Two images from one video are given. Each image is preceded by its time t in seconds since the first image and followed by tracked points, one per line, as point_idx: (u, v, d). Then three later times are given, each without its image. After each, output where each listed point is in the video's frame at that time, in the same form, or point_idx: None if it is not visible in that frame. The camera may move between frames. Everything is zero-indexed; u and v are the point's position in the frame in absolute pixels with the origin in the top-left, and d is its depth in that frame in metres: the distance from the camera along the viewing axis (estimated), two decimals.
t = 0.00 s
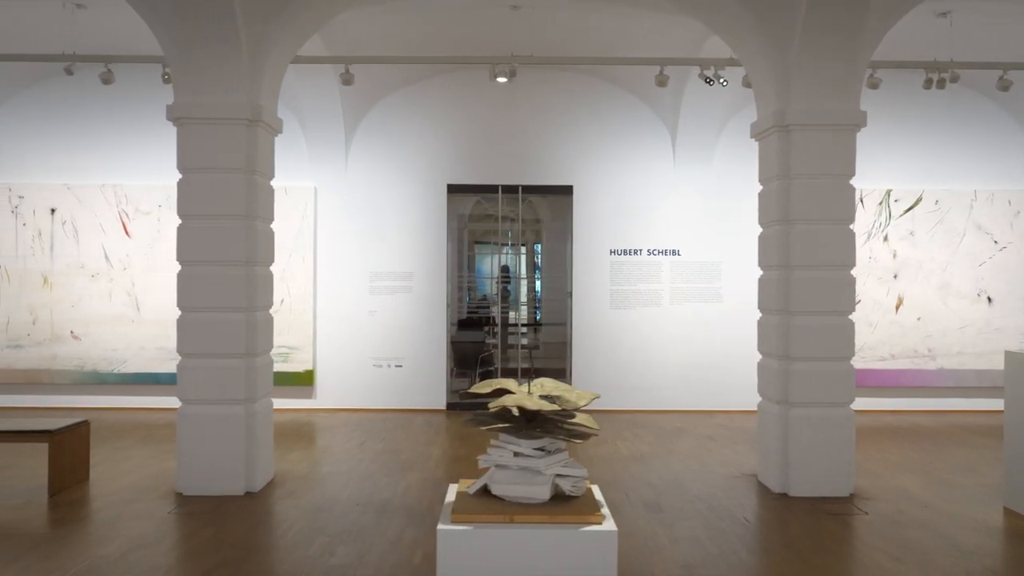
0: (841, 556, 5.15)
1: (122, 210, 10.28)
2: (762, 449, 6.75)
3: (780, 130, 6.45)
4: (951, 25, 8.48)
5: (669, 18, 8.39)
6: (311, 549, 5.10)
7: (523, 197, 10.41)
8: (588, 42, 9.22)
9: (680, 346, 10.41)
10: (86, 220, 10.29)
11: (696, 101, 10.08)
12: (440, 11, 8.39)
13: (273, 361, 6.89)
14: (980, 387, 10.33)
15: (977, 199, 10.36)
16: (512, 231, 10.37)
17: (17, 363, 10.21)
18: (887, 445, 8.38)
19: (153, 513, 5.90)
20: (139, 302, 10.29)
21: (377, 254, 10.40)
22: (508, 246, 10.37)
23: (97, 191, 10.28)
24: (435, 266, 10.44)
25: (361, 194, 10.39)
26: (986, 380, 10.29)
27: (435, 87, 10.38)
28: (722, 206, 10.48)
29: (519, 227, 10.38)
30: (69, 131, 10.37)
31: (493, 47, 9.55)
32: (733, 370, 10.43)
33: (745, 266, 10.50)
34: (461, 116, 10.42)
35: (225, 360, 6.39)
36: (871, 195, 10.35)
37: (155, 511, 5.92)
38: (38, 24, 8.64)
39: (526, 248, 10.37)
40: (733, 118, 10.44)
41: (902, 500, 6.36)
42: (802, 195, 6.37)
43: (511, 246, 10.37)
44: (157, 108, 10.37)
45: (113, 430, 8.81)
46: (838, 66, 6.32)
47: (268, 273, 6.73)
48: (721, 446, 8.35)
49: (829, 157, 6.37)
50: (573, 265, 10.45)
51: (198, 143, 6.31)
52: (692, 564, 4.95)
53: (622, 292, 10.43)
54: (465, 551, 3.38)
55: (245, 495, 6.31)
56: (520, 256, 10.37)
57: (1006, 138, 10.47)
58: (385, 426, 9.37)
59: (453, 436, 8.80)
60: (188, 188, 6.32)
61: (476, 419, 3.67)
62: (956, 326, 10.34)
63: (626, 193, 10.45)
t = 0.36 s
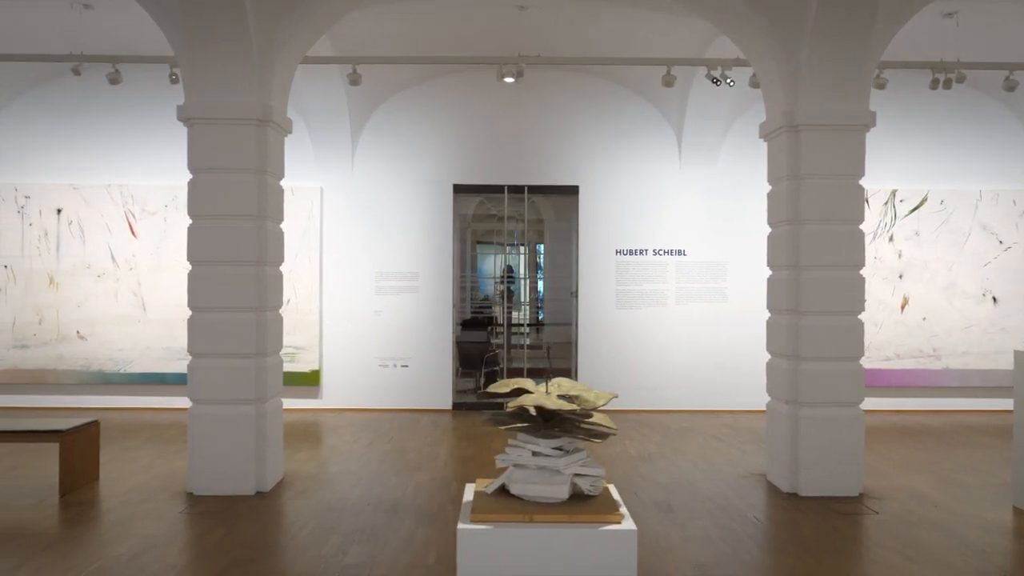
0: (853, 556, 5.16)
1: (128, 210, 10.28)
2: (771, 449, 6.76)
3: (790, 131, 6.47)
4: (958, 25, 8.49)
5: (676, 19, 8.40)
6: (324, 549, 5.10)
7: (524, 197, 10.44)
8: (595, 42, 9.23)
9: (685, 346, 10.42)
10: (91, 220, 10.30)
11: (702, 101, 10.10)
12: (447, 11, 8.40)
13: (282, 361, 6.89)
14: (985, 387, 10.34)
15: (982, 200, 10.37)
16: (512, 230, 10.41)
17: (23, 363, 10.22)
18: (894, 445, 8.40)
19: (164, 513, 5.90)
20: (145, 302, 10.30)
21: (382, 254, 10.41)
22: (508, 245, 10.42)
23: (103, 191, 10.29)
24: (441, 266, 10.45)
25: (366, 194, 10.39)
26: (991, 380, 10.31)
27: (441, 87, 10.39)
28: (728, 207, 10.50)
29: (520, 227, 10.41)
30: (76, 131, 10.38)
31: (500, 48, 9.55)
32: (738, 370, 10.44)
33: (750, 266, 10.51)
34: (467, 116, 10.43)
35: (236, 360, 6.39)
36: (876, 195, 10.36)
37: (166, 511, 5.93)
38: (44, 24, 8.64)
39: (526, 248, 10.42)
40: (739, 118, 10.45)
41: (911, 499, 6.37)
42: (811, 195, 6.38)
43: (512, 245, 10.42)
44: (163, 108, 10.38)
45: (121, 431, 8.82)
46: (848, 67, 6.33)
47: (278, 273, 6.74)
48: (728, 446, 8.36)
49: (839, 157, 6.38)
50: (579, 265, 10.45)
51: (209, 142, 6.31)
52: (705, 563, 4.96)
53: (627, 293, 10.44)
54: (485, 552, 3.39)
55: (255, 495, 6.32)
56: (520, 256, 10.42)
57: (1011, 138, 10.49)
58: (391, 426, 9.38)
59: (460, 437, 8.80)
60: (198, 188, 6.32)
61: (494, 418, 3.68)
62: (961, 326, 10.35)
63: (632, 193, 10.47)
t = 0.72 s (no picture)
0: (865, 556, 5.18)
1: (134, 210, 10.29)
2: (780, 449, 6.78)
3: (799, 132, 6.48)
4: (964, 27, 8.51)
5: (683, 19, 8.41)
6: (337, 549, 5.11)
7: (525, 197, 10.45)
8: (602, 43, 9.24)
9: (691, 346, 10.44)
10: (98, 220, 10.31)
11: (708, 102, 10.11)
12: (455, 12, 8.41)
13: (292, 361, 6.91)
14: (990, 387, 10.36)
15: (988, 200, 10.38)
16: (514, 230, 10.45)
17: (29, 363, 10.23)
18: (901, 445, 8.41)
19: (176, 513, 5.92)
20: (152, 302, 10.31)
21: (389, 254, 10.42)
22: (510, 246, 10.46)
23: (109, 191, 10.30)
24: (447, 266, 10.46)
25: (373, 194, 10.41)
26: (996, 381, 10.33)
27: (448, 87, 10.40)
28: (734, 207, 10.51)
29: (523, 227, 10.44)
30: (83, 131, 10.39)
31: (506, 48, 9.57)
32: (743, 370, 10.46)
33: (756, 267, 10.52)
34: (473, 116, 10.45)
35: (246, 360, 6.41)
36: (882, 195, 10.38)
37: (178, 511, 5.94)
38: (56, 25, 8.64)
39: (530, 248, 10.45)
40: (744, 119, 10.47)
41: (920, 499, 6.39)
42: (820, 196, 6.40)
43: (515, 246, 10.46)
44: (170, 109, 10.39)
45: (128, 431, 8.83)
46: (858, 68, 6.35)
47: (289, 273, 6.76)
48: (735, 446, 8.38)
49: (848, 158, 6.39)
50: (585, 266, 10.47)
51: (220, 143, 6.32)
52: (718, 563, 4.98)
53: (633, 293, 10.46)
54: (505, 551, 3.41)
55: (266, 495, 6.33)
56: (523, 256, 10.46)
57: (1016, 138, 10.51)
58: (398, 426, 9.40)
59: (467, 437, 8.82)
60: (209, 189, 6.33)
61: (513, 418, 3.71)
62: (966, 327, 10.37)
63: (638, 193, 10.48)
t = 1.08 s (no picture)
0: (877, 556, 5.19)
1: (141, 210, 10.31)
2: (789, 449, 6.80)
3: (809, 133, 6.49)
4: (970, 28, 8.52)
5: (691, 20, 8.43)
6: (351, 549, 5.13)
7: (529, 196, 10.46)
8: (609, 44, 9.25)
9: (696, 346, 10.46)
10: (104, 220, 10.32)
11: (714, 102, 10.13)
12: (463, 13, 8.43)
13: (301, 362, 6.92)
14: (995, 387, 10.39)
15: (992, 201, 10.40)
16: (517, 232, 10.44)
17: (36, 363, 10.25)
18: (908, 445, 8.43)
19: (188, 513, 5.93)
20: (159, 302, 10.33)
21: (394, 254, 10.44)
22: (510, 246, 10.47)
23: (116, 191, 10.32)
24: (453, 266, 10.48)
25: (379, 194, 10.42)
26: (1001, 380, 10.35)
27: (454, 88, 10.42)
28: (739, 207, 10.53)
29: (525, 228, 10.45)
30: (89, 132, 10.41)
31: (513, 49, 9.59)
32: (749, 370, 10.47)
33: (762, 267, 10.54)
34: (479, 117, 10.46)
35: (257, 360, 6.42)
36: (887, 196, 10.41)
37: (190, 511, 5.96)
38: (64, 26, 8.66)
39: (533, 248, 10.48)
40: (750, 119, 10.49)
41: (931, 499, 6.40)
42: (830, 197, 6.41)
43: (517, 245, 10.47)
44: (177, 109, 10.42)
45: (136, 431, 8.85)
46: (867, 69, 6.37)
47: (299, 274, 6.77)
48: (743, 446, 8.40)
49: (857, 159, 6.41)
50: (590, 266, 10.48)
51: (230, 145, 6.33)
52: (731, 563, 4.99)
53: (639, 293, 10.48)
54: (524, 551, 3.43)
55: (277, 496, 6.34)
56: (525, 256, 10.47)
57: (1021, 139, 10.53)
58: (405, 426, 9.41)
59: (475, 437, 8.83)
60: (220, 190, 6.34)
61: (530, 418, 3.73)
62: (971, 327, 10.39)
63: (643, 194, 10.50)
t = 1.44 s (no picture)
0: (889, 555, 5.20)
1: (148, 211, 10.33)
2: (798, 449, 6.81)
3: (818, 133, 6.51)
4: (977, 28, 8.53)
5: (698, 21, 8.44)
6: (364, 548, 5.14)
7: (533, 197, 10.49)
8: (616, 44, 9.27)
9: (702, 346, 10.47)
10: (111, 221, 10.34)
11: (719, 102, 10.15)
12: (471, 13, 8.44)
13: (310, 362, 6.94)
14: (1000, 387, 10.40)
15: (997, 201, 10.41)
16: (518, 232, 10.47)
17: (43, 364, 10.26)
18: (914, 445, 8.45)
19: (200, 513, 5.95)
20: (165, 303, 10.34)
21: (400, 255, 10.45)
22: (512, 246, 10.48)
23: (123, 192, 10.33)
24: (458, 267, 10.49)
25: (385, 195, 10.43)
26: (1006, 380, 10.36)
27: (460, 88, 10.43)
28: (744, 208, 10.54)
29: (528, 228, 10.48)
30: (96, 133, 10.43)
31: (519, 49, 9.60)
32: (754, 370, 10.49)
33: (767, 267, 10.55)
34: (485, 117, 10.47)
35: (267, 360, 6.43)
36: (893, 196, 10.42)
37: (202, 511, 5.97)
38: (71, 27, 8.67)
39: (535, 248, 10.50)
40: (756, 120, 10.50)
41: (939, 499, 6.41)
42: (839, 197, 6.43)
43: (521, 246, 10.49)
44: (183, 109, 10.44)
45: (143, 431, 8.86)
46: (876, 70, 6.38)
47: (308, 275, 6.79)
48: (749, 446, 8.42)
49: (866, 159, 6.43)
50: (596, 266, 10.50)
51: (241, 145, 6.34)
52: (743, 563, 5.01)
53: (645, 293, 10.49)
54: (542, 551, 3.45)
55: (288, 495, 6.36)
56: (528, 256, 10.49)
57: None
58: (412, 426, 9.42)
59: (482, 437, 8.85)
60: (230, 191, 6.35)
61: (547, 418, 3.74)
62: (976, 327, 10.40)
63: (649, 194, 10.51)
